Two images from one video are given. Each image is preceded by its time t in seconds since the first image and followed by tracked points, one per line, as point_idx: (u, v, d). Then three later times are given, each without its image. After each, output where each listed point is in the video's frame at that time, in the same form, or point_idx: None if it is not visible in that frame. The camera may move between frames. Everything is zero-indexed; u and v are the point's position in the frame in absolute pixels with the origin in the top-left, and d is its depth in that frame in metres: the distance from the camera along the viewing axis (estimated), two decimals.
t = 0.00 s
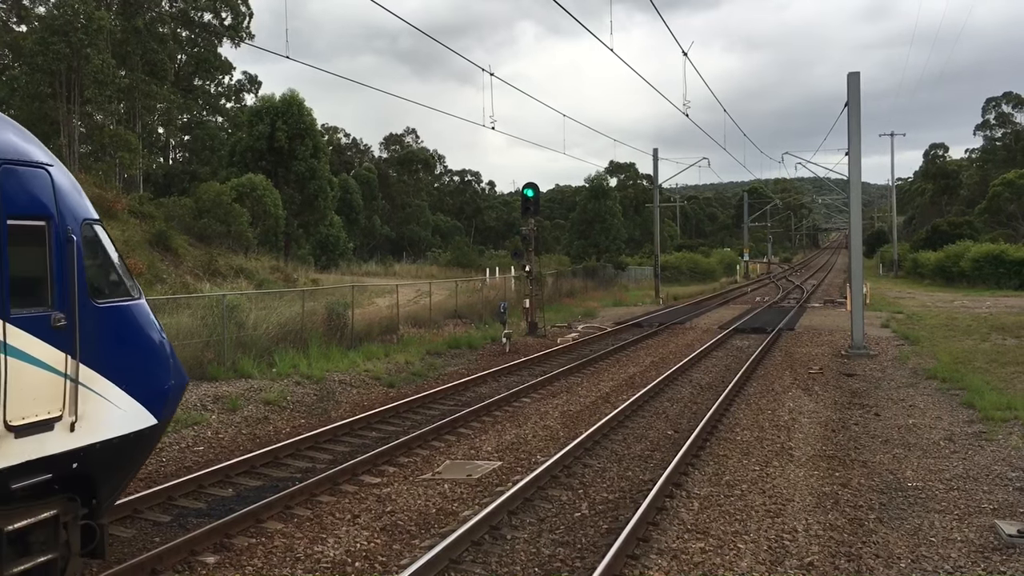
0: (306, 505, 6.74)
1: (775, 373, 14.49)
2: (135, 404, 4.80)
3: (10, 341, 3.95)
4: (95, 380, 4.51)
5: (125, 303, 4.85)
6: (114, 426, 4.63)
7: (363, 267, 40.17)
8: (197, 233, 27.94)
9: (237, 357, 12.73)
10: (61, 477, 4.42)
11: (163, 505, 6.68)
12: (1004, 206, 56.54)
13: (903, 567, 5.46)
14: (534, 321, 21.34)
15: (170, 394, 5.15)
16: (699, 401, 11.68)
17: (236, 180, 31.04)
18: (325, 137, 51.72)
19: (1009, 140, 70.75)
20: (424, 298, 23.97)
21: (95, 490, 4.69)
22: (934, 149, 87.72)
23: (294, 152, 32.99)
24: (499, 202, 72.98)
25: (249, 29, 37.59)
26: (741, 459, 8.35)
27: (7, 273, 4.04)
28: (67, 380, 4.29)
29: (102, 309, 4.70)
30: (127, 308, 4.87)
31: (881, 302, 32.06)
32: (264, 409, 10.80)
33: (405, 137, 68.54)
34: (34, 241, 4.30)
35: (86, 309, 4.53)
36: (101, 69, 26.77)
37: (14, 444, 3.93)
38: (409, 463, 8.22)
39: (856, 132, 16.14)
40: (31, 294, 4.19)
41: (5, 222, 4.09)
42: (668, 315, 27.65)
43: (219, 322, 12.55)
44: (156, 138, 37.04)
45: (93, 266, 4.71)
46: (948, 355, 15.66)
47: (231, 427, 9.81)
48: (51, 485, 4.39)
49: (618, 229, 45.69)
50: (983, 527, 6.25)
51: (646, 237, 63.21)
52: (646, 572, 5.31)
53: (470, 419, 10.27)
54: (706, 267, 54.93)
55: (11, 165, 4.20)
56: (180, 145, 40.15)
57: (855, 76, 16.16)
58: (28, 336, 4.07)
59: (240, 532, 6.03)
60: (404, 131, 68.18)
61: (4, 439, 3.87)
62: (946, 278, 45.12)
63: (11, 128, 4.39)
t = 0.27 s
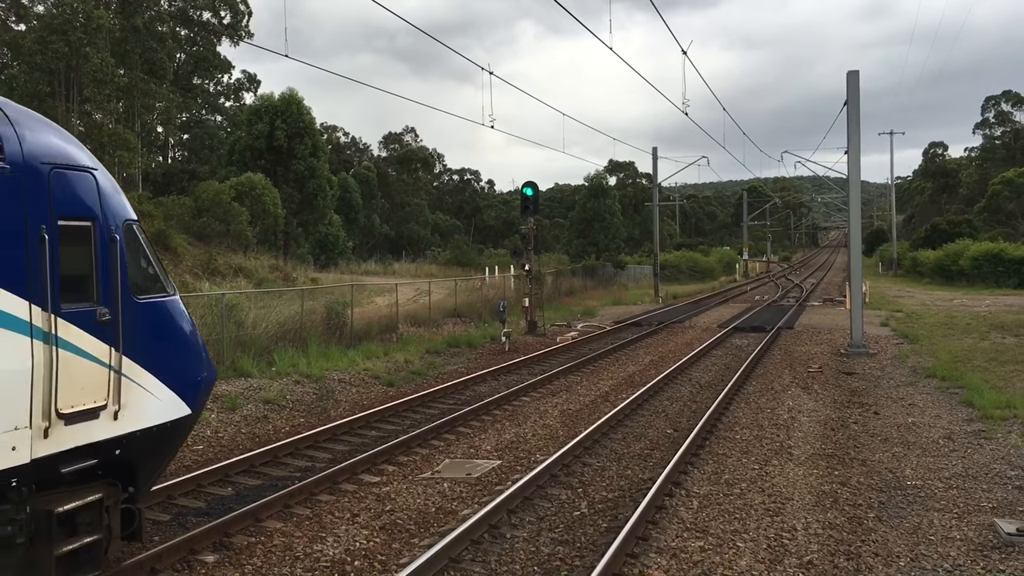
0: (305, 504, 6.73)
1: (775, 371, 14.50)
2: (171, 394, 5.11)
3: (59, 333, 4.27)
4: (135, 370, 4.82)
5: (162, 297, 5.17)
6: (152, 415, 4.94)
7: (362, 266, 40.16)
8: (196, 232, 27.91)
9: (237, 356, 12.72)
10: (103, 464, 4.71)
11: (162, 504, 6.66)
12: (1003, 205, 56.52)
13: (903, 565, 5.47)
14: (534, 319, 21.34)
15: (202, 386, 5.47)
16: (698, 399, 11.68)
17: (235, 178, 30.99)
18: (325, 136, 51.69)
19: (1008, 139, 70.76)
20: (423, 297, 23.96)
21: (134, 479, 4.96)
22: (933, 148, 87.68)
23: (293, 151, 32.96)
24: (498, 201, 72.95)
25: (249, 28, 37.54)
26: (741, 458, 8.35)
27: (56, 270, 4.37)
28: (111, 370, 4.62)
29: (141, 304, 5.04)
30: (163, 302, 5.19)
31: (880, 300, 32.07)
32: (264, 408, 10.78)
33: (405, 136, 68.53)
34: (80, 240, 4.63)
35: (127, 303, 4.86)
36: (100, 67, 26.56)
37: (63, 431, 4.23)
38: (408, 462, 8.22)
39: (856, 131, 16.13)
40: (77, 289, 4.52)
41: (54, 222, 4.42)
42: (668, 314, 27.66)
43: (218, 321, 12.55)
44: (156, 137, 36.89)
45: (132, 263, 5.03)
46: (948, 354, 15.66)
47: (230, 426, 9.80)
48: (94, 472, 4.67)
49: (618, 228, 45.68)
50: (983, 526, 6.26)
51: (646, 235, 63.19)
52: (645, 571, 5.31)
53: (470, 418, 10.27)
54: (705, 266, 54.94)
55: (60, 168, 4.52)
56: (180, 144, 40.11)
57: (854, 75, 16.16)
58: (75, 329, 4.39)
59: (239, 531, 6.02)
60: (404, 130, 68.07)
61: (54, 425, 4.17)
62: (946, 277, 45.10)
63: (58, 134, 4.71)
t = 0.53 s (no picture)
0: (306, 502, 6.73)
1: (776, 369, 14.50)
2: (208, 386, 5.21)
3: (108, 326, 4.39)
4: (176, 362, 4.92)
5: (200, 294, 5.25)
6: (191, 405, 5.05)
7: (363, 264, 40.18)
8: (197, 230, 27.93)
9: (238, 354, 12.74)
10: (145, 450, 4.88)
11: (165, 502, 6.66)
12: (1005, 202, 56.44)
13: (905, 562, 5.47)
14: (535, 317, 21.34)
15: (237, 377, 5.56)
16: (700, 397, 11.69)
17: (236, 177, 30.99)
18: (326, 134, 51.70)
19: (1010, 136, 70.69)
20: (424, 295, 23.98)
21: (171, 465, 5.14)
22: (934, 145, 87.59)
23: (294, 149, 32.95)
24: (499, 199, 72.93)
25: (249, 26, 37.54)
26: (742, 456, 8.35)
27: (104, 267, 4.47)
28: (153, 361, 4.72)
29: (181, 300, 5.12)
30: (200, 298, 5.27)
31: (881, 298, 32.05)
32: (265, 406, 10.80)
33: (406, 134, 68.53)
34: (125, 239, 4.72)
35: (168, 299, 4.94)
36: (101, 65, 26.46)
37: (112, 418, 4.39)
38: (410, 460, 8.23)
39: (857, 129, 16.12)
40: (122, 286, 4.61)
41: (102, 222, 4.51)
42: (669, 312, 27.65)
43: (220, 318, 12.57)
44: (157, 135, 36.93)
45: (173, 262, 5.12)
46: (949, 351, 15.65)
47: (232, 423, 9.81)
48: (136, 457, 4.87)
49: (618, 226, 45.68)
50: (984, 523, 6.25)
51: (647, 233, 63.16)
52: (647, 568, 5.32)
53: (471, 416, 10.28)
54: (706, 263, 54.95)
55: (107, 171, 4.62)
56: (180, 142, 40.11)
57: (855, 72, 16.13)
58: (122, 322, 4.49)
59: (241, 529, 6.02)
60: (405, 127, 68.04)
61: (103, 412, 4.33)
62: (947, 274, 45.07)
63: (102, 138, 4.81)
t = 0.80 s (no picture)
0: (308, 500, 6.74)
1: (777, 366, 14.49)
2: (240, 375, 5.54)
3: (152, 319, 4.70)
4: (213, 355, 5.26)
5: (232, 289, 5.56)
6: (224, 394, 5.37)
7: (365, 263, 40.18)
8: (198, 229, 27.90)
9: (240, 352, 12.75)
10: (185, 438, 5.20)
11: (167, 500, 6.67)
12: (1007, 198, 56.36)
13: (907, 560, 5.47)
14: (536, 315, 21.34)
15: (266, 368, 5.90)
16: (701, 394, 11.69)
17: (238, 175, 30.96)
18: (327, 133, 51.66)
19: (1012, 132, 70.59)
20: (426, 293, 23.99)
21: (210, 451, 5.47)
22: (936, 141, 87.51)
23: (295, 147, 32.91)
24: (501, 197, 72.90)
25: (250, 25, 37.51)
26: (744, 453, 8.35)
27: (150, 265, 4.79)
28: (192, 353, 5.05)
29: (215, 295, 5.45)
30: (232, 293, 5.60)
31: (883, 295, 32.00)
32: (267, 404, 10.80)
33: (407, 133, 68.50)
34: (167, 239, 5.03)
35: (205, 293, 5.27)
36: (103, 64, 25.99)
37: (156, 407, 4.72)
38: (412, 458, 8.23)
39: (858, 126, 16.09)
40: (165, 282, 4.93)
41: (146, 222, 4.81)
42: (671, 309, 27.62)
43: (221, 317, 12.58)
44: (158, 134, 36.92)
45: (209, 258, 5.43)
46: (951, 348, 15.63)
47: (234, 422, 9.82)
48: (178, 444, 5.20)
49: (620, 223, 45.61)
50: (986, 520, 6.25)
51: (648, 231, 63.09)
52: (649, 566, 5.32)
53: (473, 414, 10.28)
54: (708, 261, 54.88)
55: (151, 175, 4.93)
56: (181, 141, 40.08)
57: (857, 68, 16.09)
58: (164, 316, 4.82)
59: (244, 527, 6.03)
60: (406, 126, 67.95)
61: (148, 401, 4.66)
62: (949, 271, 45.03)
63: (145, 142, 5.12)
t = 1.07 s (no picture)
0: (309, 499, 6.74)
1: (777, 364, 14.49)
2: (271, 368, 5.93)
3: (192, 314, 5.10)
4: (245, 347, 5.65)
5: (262, 285, 5.94)
6: (257, 385, 5.77)
7: (365, 262, 40.16)
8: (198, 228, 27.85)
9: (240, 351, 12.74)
10: (220, 426, 5.61)
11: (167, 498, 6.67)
12: (1007, 197, 56.35)
13: (907, 558, 5.47)
14: (536, 314, 21.33)
15: (293, 361, 6.27)
16: (702, 393, 11.69)
17: (238, 174, 30.92)
18: (327, 132, 51.60)
19: (1012, 130, 70.64)
20: (426, 293, 23.98)
21: (243, 441, 5.87)
22: (936, 139, 87.47)
23: (295, 146, 32.85)
24: (501, 196, 72.85)
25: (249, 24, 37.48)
26: (744, 452, 8.35)
27: (189, 262, 5.19)
28: (227, 345, 5.45)
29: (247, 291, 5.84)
30: (263, 290, 5.98)
31: (883, 293, 31.97)
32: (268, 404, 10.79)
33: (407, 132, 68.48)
34: (203, 238, 5.44)
35: (239, 290, 5.66)
36: (102, 63, 26.10)
37: (195, 396, 5.11)
38: (412, 457, 8.23)
39: (858, 124, 16.08)
40: (201, 279, 5.32)
41: (186, 222, 5.22)
42: (671, 308, 27.59)
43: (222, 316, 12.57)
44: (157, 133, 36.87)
45: (242, 255, 5.83)
46: (951, 347, 15.62)
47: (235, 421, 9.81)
48: (212, 432, 5.61)
49: (620, 222, 45.57)
50: (986, 518, 6.26)
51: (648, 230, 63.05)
52: (649, 565, 5.32)
53: (473, 413, 10.28)
54: (708, 260, 54.85)
55: (189, 178, 5.33)
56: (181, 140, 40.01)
57: (857, 67, 16.08)
58: (202, 311, 5.22)
59: (244, 526, 6.03)
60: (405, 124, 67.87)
61: (188, 391, 5.05)
62: (949, 269, 45.02)
63: (183, 148, 5.54)
